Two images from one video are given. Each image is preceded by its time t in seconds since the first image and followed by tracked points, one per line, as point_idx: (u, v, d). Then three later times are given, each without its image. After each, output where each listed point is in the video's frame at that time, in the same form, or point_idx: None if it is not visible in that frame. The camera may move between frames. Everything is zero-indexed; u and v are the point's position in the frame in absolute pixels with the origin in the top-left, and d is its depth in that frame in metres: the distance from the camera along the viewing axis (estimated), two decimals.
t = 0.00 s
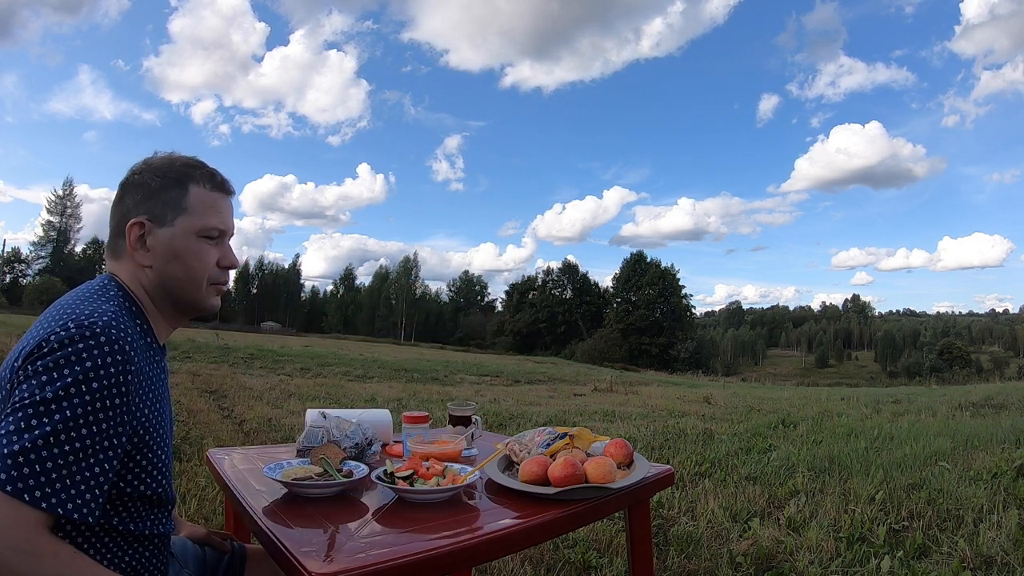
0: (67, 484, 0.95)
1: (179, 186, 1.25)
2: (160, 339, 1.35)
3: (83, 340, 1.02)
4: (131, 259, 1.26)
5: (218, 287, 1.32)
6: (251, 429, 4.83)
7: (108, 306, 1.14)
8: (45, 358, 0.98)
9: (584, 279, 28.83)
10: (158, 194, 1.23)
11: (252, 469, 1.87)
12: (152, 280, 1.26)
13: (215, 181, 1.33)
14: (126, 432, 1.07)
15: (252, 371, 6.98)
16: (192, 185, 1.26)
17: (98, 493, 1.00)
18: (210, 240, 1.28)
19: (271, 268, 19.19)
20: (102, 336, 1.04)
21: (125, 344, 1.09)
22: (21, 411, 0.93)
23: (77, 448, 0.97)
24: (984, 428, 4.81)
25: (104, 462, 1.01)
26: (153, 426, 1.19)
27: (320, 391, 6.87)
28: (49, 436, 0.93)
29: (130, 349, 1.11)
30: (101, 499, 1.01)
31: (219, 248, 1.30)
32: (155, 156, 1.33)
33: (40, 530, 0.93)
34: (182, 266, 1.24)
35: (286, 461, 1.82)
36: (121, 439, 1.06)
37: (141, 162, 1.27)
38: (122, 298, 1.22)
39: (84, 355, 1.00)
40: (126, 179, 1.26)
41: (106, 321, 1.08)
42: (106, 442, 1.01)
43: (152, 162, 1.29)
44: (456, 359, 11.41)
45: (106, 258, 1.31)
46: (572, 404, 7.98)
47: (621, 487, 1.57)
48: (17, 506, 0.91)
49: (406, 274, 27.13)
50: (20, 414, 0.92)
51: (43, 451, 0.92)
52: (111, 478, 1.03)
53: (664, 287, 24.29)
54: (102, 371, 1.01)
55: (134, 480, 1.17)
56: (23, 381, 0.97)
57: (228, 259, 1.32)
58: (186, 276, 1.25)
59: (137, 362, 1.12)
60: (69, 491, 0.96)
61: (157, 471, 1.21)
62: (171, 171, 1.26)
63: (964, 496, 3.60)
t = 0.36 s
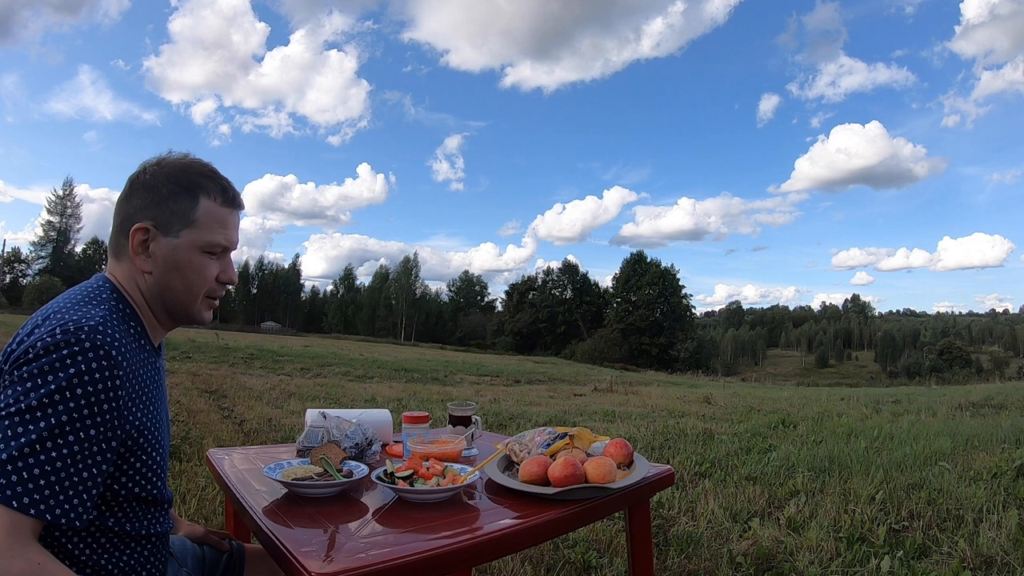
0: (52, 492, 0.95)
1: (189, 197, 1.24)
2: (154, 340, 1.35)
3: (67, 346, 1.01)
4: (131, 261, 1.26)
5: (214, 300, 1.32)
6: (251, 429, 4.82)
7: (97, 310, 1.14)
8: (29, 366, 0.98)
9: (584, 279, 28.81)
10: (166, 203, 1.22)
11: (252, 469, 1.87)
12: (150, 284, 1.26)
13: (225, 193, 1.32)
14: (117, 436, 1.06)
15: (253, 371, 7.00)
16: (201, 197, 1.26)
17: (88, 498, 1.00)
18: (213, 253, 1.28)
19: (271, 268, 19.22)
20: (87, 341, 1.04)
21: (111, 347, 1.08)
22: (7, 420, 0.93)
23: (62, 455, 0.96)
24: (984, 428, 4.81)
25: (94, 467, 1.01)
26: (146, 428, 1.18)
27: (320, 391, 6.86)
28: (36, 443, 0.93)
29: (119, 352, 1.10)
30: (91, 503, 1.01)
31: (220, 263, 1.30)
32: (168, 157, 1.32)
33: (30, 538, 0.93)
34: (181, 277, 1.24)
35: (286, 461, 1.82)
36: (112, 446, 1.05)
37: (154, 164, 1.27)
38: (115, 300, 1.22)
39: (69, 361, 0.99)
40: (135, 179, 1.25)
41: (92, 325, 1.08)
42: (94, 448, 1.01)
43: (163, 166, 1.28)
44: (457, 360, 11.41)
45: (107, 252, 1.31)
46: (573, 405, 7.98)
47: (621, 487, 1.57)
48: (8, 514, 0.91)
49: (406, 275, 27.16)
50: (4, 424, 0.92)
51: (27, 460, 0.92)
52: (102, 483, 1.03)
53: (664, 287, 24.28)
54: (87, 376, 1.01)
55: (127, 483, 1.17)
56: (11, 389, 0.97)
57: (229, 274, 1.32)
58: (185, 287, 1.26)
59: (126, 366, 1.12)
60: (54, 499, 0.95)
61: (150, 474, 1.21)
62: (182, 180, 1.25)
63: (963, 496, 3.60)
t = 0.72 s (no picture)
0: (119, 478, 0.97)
1: (170, 196, 1.21)
2: (147, 337, 1.36)
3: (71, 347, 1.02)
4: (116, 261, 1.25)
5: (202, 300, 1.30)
6: (251, 429, 4.82)
7: (88, 310, 1.15)
8: (38, 368, 0.98)
9: (584, 279, 28.79)
10: (147, 203, 1.20)
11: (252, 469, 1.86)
12: (136, 285, 1.26)
13: (211, 191, 1.28)
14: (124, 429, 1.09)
15: (253, 371, 7.01)
16: (184, 196, 1.22)
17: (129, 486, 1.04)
18: (196, 254, 1.25)
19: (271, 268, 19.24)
20: (89, 340, 1.05)
21: (109, 343, 1.10)
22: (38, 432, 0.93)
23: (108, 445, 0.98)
24: (984, 428, 4.81)
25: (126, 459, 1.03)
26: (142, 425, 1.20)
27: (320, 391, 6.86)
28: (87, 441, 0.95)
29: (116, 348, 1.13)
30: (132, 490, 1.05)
31: (207, 263, 1.27)
32: (157, 153, 1.30)
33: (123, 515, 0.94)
34: (164, 279, 1.23)
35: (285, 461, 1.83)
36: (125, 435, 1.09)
37: (137, 162, 1.24)
38: (103, 301, 1.23)
39: (77, 358, 1.01)
40: (121, 177, 1.24)
41: (87, 324, 1.08)
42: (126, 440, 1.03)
43: (148, 163, 1.25)
44: (457, 360, 11.42)
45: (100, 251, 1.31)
46: (573, 405, 7.99)
47: (621, 487, 1.57)
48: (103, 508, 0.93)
49: (405, 275, 27.18)
50: (45, 431, 0.93)
51: (85, 456, 0.93)
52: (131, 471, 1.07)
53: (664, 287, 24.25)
54: (97, 372, 1.03)
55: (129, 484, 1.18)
56: (24, 399, 0.97)
57: (215, 274, 1.29)
58: (168, 289, 1.24)
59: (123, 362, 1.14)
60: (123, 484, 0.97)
61: (153, 467, 1.24)
62: (165, 178, 1.22)
63: (964, 496, 3.60)
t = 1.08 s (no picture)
0: (75, 501, 0.96)
1: (176, 194, 1.21)
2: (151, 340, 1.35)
3: (69, 356, 1.00)
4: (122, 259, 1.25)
5: (203, 302, 1.29)
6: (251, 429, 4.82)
7: (96, 314, 1.13)
8: (35, 375, 0.96)
9: (584, 279, 28.79)
10: (154, 200, 1.20)
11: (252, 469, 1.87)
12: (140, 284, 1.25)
13: (218, 190, 1.29)
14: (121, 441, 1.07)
15: (253, 371, 7.02)
16: (190, 194, 1.23)
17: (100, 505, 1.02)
18: (201, 253, 1.24)
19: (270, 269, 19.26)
20: (89, 348, 1.03)
21: (112, 354, 1.08)
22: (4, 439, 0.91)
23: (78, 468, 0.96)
24: (984, 428, 4.81)
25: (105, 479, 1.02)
26: (146, 431, 1.19)
27: (320, 391, 6.85)
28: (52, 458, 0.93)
29: (119, 357, 1.10)
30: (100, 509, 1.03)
31: (210, 263, 1.26)
32: (167, 154, 1.31)
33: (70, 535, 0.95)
34: (167, 277, 1.22)
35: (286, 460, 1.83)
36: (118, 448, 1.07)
37: (149, 160, 1.25)
38: (110, 304, 1.22)
39: (74, 371, 0.99)
40: (130, 176, 1.25)
41: (91, 332, 1.06)
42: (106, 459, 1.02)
43: (157, 163, 1.27)
44: (457, 360, 11.42)
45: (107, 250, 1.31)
46: (573, 405, 7.98)
47: (621, 487, 1.57)
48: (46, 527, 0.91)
49: (405, 274, 27.18)
50: (16, 440, 0.91)
51: (46, 475, 0.91)
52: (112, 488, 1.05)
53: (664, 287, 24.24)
54: (94, 388, 1.01)
55: (127, 490, 1.17)
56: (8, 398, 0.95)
57: (219, 274, 1.29)
58: (171, 287, 1.23)
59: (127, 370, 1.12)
60: (77, 508, 0.96)
61: (155, 478, 1.23)
62: (172, 176, 1.23)
63: (964, 496, 3.60)
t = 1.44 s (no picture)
0: (41, 503, 0.96)
1: (167, 185, 1.23)
2: (150, 349, 1.32)
3: (52, 351, 1.00)
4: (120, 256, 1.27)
5: (177, 302, 1.22)
6: (251, 429, 4.81)
7: (87, 311, 1.13)
8: (17, 367, 0.97)
9: (584, 279, 28.79)
10: (150, 190, 1.25)
11: (252, 469, 1.87)
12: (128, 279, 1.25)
13: (213, 188, 1.28)
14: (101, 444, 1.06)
15: (253, 371, 7.02)
16: (179, 186, 1.24)
17: (75, 512, 1.01)
18: (179, 245, 1.21)
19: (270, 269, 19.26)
20: (73, 344, 1.02)
21: (98, 352, 1.07)
22: None
23: (51, 467, 0.96)
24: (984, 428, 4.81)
25: (80, 481, 1.01)
26: (140, 433, 1.18)
27: (320, 391, 6.85)
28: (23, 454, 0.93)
29: (107, 356, 1.10)
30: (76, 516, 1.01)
31: (187, 258, 1.22)
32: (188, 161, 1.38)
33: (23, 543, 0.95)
34: (142, 267, 1.20)
35: (286, 460, 1.82)
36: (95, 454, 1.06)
37: (163, 161, 1.32)
38: (109, 301, 1.21)
39: (53, 366, 0.98)
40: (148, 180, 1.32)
41: (78, 328, 1.06)
42: (80, 460, 1.01)
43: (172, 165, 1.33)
44: (456, 360, 11.42)
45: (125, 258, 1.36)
46: (573, 405, 7.99)
47: (621, 487, 1.57)
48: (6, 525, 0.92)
49: (405, 274, 27.22)
50: None
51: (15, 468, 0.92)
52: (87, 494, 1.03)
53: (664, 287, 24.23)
54: (73, 384, 1.00)
55: (116, 493, 1.15)
56: None
57: (198, 272, 1.22)
58: (146, 278, 1.20)
59: (115, 369, 1.11)
60: (45, 510, 0.96)
61: (149, 486, 1.21)
62: (171, 172, 1.26)
63: (964, 496, 3.60)
